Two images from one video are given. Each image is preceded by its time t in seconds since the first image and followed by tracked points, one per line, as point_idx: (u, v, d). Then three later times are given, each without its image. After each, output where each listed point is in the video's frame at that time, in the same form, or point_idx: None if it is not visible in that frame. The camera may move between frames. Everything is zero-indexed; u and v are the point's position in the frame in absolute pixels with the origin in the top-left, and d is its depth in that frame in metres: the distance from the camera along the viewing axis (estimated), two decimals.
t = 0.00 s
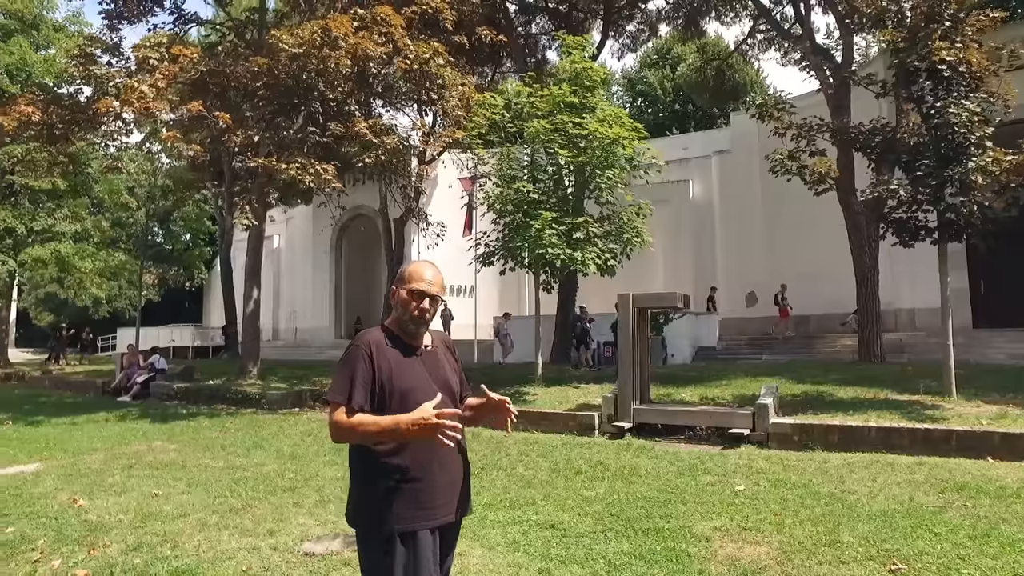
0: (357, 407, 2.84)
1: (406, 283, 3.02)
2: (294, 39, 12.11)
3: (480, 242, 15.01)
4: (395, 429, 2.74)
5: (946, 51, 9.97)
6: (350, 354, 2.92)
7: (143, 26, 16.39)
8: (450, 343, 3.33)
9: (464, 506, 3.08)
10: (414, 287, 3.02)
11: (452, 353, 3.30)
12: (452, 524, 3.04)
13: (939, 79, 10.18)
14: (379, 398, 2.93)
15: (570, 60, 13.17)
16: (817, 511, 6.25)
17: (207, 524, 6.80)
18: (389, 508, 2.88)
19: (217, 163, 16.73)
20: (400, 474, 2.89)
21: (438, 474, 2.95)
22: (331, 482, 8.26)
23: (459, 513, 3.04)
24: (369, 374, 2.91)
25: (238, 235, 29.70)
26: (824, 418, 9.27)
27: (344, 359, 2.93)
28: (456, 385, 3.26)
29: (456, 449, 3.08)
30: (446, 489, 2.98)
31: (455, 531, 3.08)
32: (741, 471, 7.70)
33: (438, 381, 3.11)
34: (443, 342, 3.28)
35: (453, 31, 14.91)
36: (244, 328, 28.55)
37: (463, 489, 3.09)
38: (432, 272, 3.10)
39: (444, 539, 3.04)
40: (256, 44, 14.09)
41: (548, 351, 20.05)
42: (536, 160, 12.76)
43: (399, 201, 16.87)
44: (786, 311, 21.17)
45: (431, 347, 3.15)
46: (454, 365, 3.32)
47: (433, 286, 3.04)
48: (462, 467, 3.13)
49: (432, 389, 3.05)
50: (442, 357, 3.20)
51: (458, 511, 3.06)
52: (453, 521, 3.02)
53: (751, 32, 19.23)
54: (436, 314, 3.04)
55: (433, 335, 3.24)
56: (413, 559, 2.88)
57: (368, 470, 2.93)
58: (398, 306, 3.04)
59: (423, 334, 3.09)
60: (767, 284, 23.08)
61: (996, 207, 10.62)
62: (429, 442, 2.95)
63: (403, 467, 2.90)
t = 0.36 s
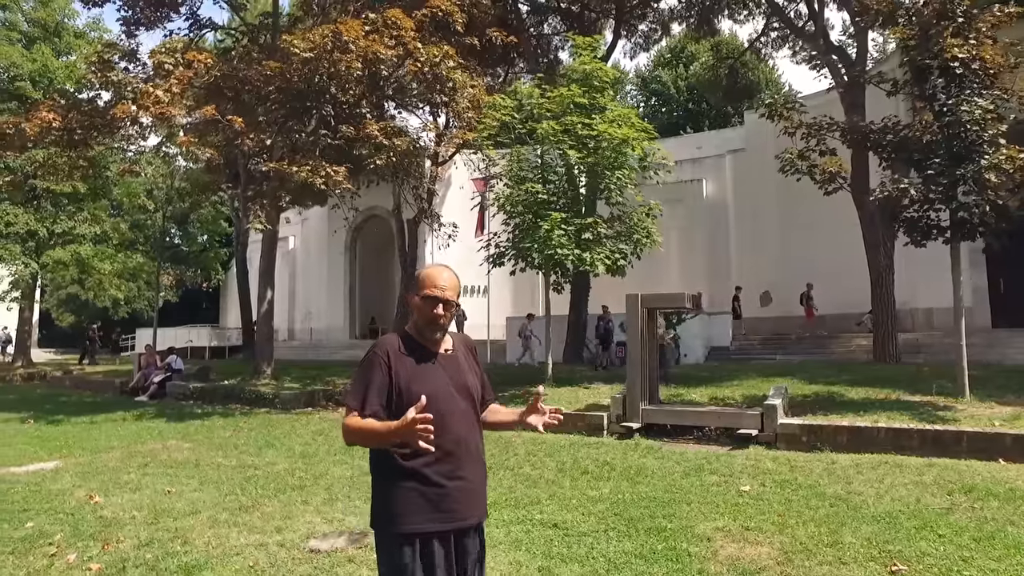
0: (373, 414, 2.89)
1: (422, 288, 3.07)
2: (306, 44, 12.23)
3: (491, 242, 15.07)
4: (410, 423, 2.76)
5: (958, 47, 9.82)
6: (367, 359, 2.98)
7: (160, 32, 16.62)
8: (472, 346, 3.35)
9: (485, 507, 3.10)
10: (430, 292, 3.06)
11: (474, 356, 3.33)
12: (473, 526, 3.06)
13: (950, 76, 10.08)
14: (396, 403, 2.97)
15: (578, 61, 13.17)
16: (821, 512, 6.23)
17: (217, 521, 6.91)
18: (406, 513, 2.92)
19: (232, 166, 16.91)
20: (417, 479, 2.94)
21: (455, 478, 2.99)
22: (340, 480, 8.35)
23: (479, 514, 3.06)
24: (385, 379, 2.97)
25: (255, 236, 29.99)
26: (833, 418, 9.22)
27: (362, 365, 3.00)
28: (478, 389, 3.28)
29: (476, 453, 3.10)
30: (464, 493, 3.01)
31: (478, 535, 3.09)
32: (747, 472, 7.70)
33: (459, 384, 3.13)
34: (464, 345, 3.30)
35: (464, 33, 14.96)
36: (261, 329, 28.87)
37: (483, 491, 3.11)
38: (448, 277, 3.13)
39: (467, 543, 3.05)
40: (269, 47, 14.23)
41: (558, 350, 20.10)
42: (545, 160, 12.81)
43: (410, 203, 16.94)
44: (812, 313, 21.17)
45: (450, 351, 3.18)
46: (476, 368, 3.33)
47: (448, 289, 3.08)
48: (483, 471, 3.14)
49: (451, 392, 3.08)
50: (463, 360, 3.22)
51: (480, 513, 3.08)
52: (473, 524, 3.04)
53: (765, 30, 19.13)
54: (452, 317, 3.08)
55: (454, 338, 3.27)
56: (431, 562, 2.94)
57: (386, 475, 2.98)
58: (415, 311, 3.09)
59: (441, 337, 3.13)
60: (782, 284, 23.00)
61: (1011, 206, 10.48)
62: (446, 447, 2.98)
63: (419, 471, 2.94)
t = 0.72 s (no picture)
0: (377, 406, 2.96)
1: (428, 286, 3.13)
2: (311, 45, 12.34)
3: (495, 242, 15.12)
4: (421, 420, 2.83)
5: (961, 46, 9.80)
6: (373, 353, 3.06)
7: (169, 35, 16.76)
8: (483, 347, 3.37)
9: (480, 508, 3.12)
10: (435, 290, 3.12)
11: (484, 357, 3.33)
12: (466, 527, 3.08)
13: (953, 75, 10.03)
14: (400, 398, 3.03)
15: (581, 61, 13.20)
16: (819, 511, 6.26)
17: (221, 517, 7.01)
18: (397, 507, 2.98)
19: (239, 167, 17.03)
20: (412, 474, 3.00)
21: (448, 476, 3.02)
22: (343, 478, 8.42)
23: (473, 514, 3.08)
24: (389, 373, 3.03)
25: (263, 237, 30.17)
26: (834, 418, 9.23)
27: (370, 360, 3.08)
28: (484, 389, 3.27)
29: (474, 453, 3.12)
30: (457, 491, 3.04)
31: (470, 534, 3.12)
32: (747, 470, 7.73)
33: (462, 383, 3.15)
34: (474, 345, 3.31)
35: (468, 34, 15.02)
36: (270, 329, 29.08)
37: (479, 491, 3.12)
38: (453, 275, 3.18)
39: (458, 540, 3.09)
40: (275, 49, 14.34)
41: (562, 350, 20.13)
42: (548, 160, 12.89)
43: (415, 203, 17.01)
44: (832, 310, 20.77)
45: (457, 349, 3.21)
46: (485, 369, 3.32)
47: (453, 286, 3.14)
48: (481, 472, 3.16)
49: (454, 390, 3.11)
50: (470, 360, 3.23)
51: (474, 513, 3.10)
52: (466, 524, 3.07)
53: (772, 29, 19.12)
54: (455, 315, 3.12)
55: (463, 338, 3.28)
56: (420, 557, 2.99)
57: (383, 467, 3.06)
58: (421, 308, 3.15)
59: (447, 336, 3.17)
60: (788, 284, 22.92)
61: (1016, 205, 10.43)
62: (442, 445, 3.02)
63: (414, 468, 2.99)
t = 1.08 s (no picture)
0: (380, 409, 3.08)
1: (423, 288, 3.18)
2: (313, 48, 12.46)
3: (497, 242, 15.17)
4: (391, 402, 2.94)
5: (960, 48, 9.83)
6: (374, 359, 3.18)
7: (173, 38, 16.89)
8: (488, 344, 3.36)
9: (482, 505, 3.13)
10: (428, 292, 3.16)
11: (490, 356, 3.33)
12: (468, 523, 3.11)
13: (952, 76, 10.06)
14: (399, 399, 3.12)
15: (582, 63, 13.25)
16: (814, 511, 6.31)
17: (223, 515, 7.09)
18: (400, 503, 3.07)
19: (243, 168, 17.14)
20: (412, 472, 3.07)
21: (447, 472, 3.07)
22: (344, 478, 8.50)
23: (474, 511, 3.10)
24: (388, 377, 3.13)
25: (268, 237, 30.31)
26: (833, 418, 9.27)
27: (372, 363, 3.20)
28: (487, 388, 3.27)
29: (475, 450, 3.13)
30: (456, 487, 3.07)
31: (475, 531, 3.13)
32: (744, 471, 7.78)
33: (461, 382, 3.17)
34: (477, 344, 3.32)
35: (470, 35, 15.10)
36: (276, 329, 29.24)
37: (481, 488, 3.13)
38: (447, 277, 3.17)
39: (462, 537, 3.11)
40: (278, 52, 14.45)
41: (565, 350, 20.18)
42: (549, 161, 12.93)
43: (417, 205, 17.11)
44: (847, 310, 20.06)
45: (457, 349, 3.23)
46: (488, 368, 3.32)
47: (446, 287, 3.14)
48: (485, 468, 3.17)
49: (452, 390, 3.14)
50: (471, 360, 3.24)
51: (476, 508, 3.11)
52: (467, 521, 3.09)
53: (774, 29, 19.13)
54: (449, 315, 3.15)
55: (465, 337, 3.30)
56: (422, 554, 3.05)
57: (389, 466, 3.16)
58: (417, 310, 3.20)
59: (444, 338, 3.20)
60: (792, 284, 22.92)
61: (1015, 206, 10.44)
62: (440, 443, 3.07)
63: (412, 465, 3.07)
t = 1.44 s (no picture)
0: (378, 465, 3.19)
1: (424, 291, 3.23)
2: (315, 50, 12.53)
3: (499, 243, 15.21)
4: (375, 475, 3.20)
5: (959, 48, 9.83)
6: (377, 364, 3.25)
7: (177, 40, 16.99)
8: (492, 345, 3.37)
9: (481, 504, 3.17)
10: (429, 295, 3.20)
11: (493, 356, 3.35)
12: (467, 522, 3.16)
13: (952, 77, 10.05)
14: (401, 401, 3.19)
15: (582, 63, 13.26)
16: (809, 511, 6.33)
17: (223, 515, 7.15)
18: (402, 500, 3.15)
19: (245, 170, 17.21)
20: (413, 473, 3.14)
21: (447, 472, 3.12)
22: (343, 478, 8.55)
23: (473, 510, 3.15)
24: (388, 383, 3.20)
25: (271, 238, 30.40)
26: (832, 418, 9.29)
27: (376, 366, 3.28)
28: (490, 388, 3.29)
29: (475, 450, 3.16)
30: (455, 486, 3.12)
31: (473, 529, 3.19)
32: (742, 471, 7.81)
33: (461, 383, 3.19)
34: (480, 345, 3.34)
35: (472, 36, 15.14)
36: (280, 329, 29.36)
37: (481, 488, 3.17)
38: (447, 279, 3.24)
39: (461, 535, 3.16)
40: (281, 54, 14.52)
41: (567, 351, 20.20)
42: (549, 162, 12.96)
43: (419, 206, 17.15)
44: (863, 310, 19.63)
45: (459, 350, 3.25)
46: (492, 369, 3.33)
47: (445, 290, 3.20)
48: (485, 468, 3.21)
49: (452, 392, 3.17)
50: (473, 360, 3.26)
51: (475, 507, 3.16)
52: (467, 519, 3.14)
53: (777, 29, 19.13)
54: (449, 318, 3.20)
55: (468, 338, 3.33)
56: (422, 552, 3.09)
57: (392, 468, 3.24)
58: (420, 313, 3.25)
59: (446, 340, 3.23)
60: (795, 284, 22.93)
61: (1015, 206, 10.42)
62: (440, 444, 3.12)
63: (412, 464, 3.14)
